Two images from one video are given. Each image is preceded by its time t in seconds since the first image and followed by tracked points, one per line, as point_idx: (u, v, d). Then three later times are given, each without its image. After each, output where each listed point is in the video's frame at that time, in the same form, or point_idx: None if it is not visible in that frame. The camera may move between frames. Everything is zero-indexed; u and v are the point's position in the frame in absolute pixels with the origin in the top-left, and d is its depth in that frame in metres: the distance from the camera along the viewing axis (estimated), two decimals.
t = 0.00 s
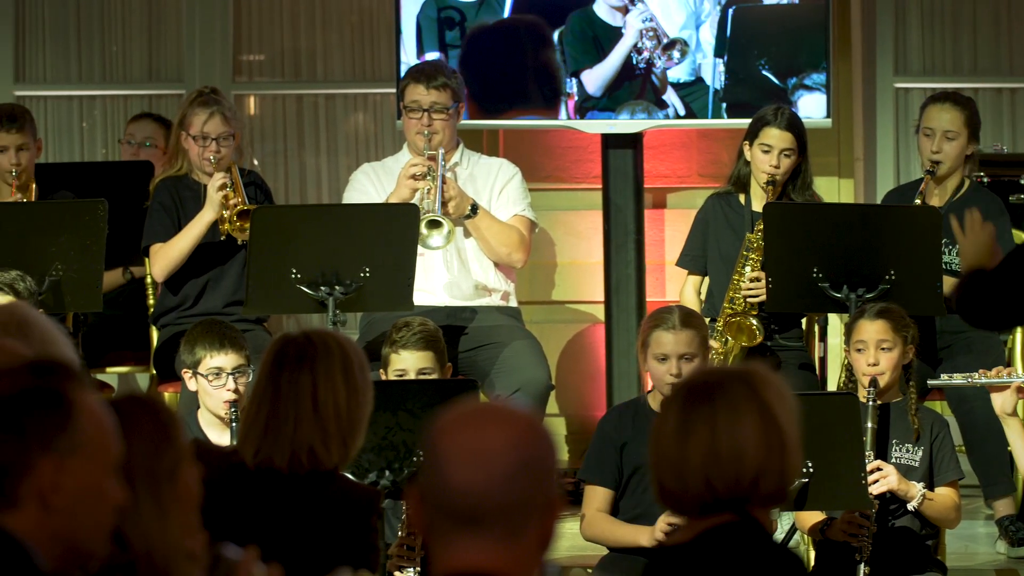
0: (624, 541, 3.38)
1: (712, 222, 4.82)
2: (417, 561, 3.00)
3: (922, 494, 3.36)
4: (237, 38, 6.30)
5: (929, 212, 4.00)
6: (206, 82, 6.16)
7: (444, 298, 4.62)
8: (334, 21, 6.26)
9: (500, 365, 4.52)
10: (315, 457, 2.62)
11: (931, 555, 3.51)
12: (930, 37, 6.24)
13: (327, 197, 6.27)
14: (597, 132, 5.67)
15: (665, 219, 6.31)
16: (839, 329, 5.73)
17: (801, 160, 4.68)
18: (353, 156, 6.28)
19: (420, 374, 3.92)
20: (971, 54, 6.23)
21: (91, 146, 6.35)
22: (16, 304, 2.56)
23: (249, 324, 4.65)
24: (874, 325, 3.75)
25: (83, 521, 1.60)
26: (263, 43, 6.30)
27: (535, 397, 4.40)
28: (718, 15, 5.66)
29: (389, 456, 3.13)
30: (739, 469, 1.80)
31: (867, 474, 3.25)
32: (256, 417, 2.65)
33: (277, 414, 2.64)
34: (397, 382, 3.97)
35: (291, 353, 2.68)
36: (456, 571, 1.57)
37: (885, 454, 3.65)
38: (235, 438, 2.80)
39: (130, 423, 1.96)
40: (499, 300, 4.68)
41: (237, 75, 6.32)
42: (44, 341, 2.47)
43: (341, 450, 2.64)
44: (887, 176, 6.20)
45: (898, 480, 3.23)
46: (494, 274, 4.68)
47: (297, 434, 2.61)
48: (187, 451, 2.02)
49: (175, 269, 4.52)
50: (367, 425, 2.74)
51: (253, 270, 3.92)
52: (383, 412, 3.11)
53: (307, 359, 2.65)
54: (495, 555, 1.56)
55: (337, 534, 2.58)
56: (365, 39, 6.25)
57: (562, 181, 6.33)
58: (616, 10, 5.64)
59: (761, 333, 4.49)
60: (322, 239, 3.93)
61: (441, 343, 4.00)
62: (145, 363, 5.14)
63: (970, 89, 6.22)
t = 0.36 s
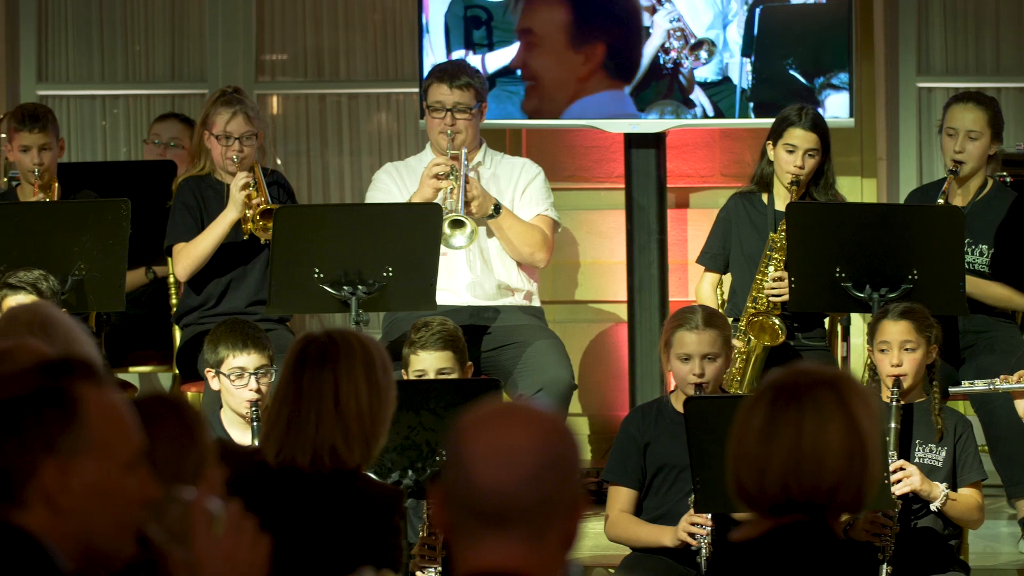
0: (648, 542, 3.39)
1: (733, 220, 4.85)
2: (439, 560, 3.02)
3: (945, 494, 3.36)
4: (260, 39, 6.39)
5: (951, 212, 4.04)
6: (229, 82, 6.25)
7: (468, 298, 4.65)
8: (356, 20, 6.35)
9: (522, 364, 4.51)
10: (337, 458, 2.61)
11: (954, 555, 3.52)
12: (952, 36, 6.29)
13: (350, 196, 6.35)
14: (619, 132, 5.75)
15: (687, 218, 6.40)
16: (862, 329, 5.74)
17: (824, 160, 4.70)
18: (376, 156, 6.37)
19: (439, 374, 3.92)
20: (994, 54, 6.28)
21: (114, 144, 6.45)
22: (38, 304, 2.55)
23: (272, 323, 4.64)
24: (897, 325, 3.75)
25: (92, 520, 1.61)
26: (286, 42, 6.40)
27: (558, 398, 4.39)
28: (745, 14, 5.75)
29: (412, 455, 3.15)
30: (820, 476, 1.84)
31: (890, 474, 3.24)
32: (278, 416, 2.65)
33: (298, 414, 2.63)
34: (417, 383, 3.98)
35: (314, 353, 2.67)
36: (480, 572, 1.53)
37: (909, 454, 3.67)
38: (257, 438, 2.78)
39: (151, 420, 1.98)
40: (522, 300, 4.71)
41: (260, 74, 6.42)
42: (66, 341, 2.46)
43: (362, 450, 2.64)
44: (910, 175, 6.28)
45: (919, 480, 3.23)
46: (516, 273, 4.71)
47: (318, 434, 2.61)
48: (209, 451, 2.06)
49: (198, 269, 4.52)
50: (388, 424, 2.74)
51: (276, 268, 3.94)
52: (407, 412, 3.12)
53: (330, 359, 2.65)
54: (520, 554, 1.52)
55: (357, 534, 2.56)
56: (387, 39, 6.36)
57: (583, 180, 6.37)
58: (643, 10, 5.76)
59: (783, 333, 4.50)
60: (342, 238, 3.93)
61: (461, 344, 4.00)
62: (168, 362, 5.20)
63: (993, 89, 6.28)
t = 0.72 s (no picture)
0: (664, 541, 3.40)
1: (751, 221, 4.84)
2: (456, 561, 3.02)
3: (961, 494, 3.36)
4: (277, 39, 6.40)
5: (967, 212, 4.09)
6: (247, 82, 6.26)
7: (486, 298, 4.65)
8: (374, 20, 6.36)
9: (540, 364, 4.53)
10: (354, 458, 2.60)
11: (971, 554, 3.54)
12: (971, 33, 6.29)
13: (367, 195, 6.36)
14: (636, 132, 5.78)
15: (705, 218, 6.40)
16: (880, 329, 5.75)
17: (841, 160, 4.71)
18: (394, 156, 6.39)
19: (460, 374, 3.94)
20: (1012, 54, 6.29)
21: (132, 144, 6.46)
22: (58, 304, 2.57)
23: (289, 323, 4.66)
24: (915, 326, 3.80)
25: (110, 517, 1.49)
26: (303, 42, 6.40)
27: (576, 397, 4.42)
28: (771, 14, 5.76)
29: (429, 455, 3.17)
30: (854, 486, 1.96)
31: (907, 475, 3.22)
32: (295, 415, 2.64)
33: (315, 413, 2.62)
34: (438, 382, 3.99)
35: (331, 352, 2.65)
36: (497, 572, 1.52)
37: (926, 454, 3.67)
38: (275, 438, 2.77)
39: (169, 428, 1.88)
40: (539, 300, 4.70)
41: (277, 74, 6.42)
42: (84, 340, 2.40)
43: (379, 450, 2.62)
44: (928, 176, 6.30)
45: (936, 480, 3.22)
46: (534, 273, 4.70)
47: (336, 433, 2.60)
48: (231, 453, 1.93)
49: (215, 269, 4.53)
50: (406, 423, 2.72)
51: (293, 268, 3.93)
52: (425, 412, 3.14)
53: (347, 358, 2.63)
54: (534, 554, 1.51)
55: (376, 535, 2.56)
56: (405, 39, 6.37)
57: (600, 179, 6.36)
58: (670, 9, 5.78)
59: (801, 334, 4.57)
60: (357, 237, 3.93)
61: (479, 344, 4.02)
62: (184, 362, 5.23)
63: (1011, 89, 6.29)
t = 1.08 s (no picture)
0: (680, 542, 3.41)
1: (768, 222, 4.85)
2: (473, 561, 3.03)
3: (977, 494, 3.36)
4: (294, 39, 6.40)
5: (982, 212, 4.11)
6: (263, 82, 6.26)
7: (502, 298, 4.65)
8: (391, 20, 6.36)
9: (556, 363, 4.52)
10: (370, 457, 2.60)
11: (987, 554, 3.55)
12: (987, 34, 6.30)
13: (384, 195, 6.38)
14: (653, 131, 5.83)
15: (721, 218, 6.43)
16: (895, 329, 5.76)
17: (857, 160, 4.72)
18: (410, 156, 6.40)
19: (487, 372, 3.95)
20: None
21: (148, 143, 6.47)
22: (76, 303, 2.56)
23: (307, 323, 4.67)
24: (933, 326, 3.80)
25: (115, 505, 1.50)
26: (320, 41, 6.40)
27: (592, 397, 4.42)
28: (801, 14, 5.80)
29: (446, 455, 3.19)
30: (866, 486, 1.96)
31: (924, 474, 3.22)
32: (312, 413, 2.63)
33: (332, 412, 2.61)
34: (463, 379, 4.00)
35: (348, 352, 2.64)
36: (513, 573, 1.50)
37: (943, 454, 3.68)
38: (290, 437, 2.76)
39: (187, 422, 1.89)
40: (556, 300, 4.71)
41: (294, 74, 6.42)
42: (102, 344, 2.45)
43: (395, 450, 2.62)
44: (943, 177, 6.31)
45: (953, 481, 3.21)
46: (550, 273, 4.72)
47: (353, 432, 2.59)
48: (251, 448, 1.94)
49: (232, 269, 4.53)
50: (423, 422, 2.73)
51: (310, 267, 3.95)
52: (441, 411, 3.15)
53: (365, 358, 2.62)
54: (551, 554, 1.50)
55: (390, 535, 2.56)
56: (421, 39, 6.37)
57: (616, 179, 6.41)
58: (699, 9, 5.80)
59: (815, 332, 4.52)
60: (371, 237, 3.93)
61: (503, 343, 4.02)
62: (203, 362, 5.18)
63: None
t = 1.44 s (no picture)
0: (693, 542, 3.41)
1: (781, 223, 4.86)
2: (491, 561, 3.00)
3: (992, 494, 3.37)
4: (308, 39, 6.42)
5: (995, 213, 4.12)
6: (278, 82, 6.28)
7: (516, 297, 4.67)
8: (406, 21, 6.39)
9: (570, 364, 4.52)
10: (383, 455, 2.59)
11: (1001, 554, 3.57)
12: (1000, 35, 6.32)
13: (399, 195, 6.40)
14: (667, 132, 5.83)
15: (735, 219, 6.41)
16: (910, 330, 5.76)
17: (871, 160, 4.72)
18: (424, 156, 6.41)
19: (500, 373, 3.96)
20: None
21: (162, 141, 6.47)
22: (93, 304, 2.64)
23: (320, 323, 4.66)
24: (947, 326, 3.82)
25: (119, 499, 1.54)
26: (334, 41, 6.42)
27: (607, 397, 4.41)
28: (824, 13, 5.80)
29: (460, 455, 3.21)
30: (878, 484, 1.96)
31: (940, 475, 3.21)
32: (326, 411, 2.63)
33: (346, 410, 2.61)
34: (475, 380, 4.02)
35: (363, 352, 2.64)
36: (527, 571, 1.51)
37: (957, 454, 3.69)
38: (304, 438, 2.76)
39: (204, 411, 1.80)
40: (570, 300, 4.72)
41: (308, 74, 6.44)
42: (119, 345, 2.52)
43: (409, 450, 2.62)
44: (958, 177, 6.31)
45: (968, 481, 3.21)
46: (565, 273, 4.72)
47: (366, 431, 2.58)
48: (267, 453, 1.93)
49: (245, 269, 4.53)
50: (437, 421, 2.72)
51: (324, 267, 3.96)
52: (455, 411, 3.18)
53: (380, 358, 2.62)
54: (560, 553, 1.50)
55: (405, 534, 2.57)
56: (436, 38, 6.39)
57: (631, 180, 6.41)
58: (721, 10, 5.79)
59: (831, 334, 4.54)
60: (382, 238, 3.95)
61: (517, 344, 4.03)
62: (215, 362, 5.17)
63: None
